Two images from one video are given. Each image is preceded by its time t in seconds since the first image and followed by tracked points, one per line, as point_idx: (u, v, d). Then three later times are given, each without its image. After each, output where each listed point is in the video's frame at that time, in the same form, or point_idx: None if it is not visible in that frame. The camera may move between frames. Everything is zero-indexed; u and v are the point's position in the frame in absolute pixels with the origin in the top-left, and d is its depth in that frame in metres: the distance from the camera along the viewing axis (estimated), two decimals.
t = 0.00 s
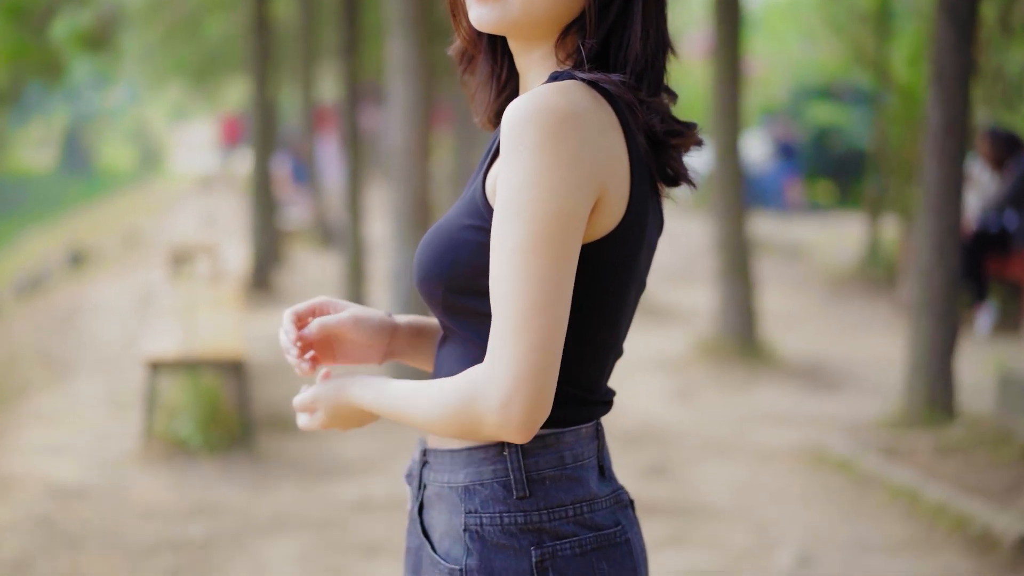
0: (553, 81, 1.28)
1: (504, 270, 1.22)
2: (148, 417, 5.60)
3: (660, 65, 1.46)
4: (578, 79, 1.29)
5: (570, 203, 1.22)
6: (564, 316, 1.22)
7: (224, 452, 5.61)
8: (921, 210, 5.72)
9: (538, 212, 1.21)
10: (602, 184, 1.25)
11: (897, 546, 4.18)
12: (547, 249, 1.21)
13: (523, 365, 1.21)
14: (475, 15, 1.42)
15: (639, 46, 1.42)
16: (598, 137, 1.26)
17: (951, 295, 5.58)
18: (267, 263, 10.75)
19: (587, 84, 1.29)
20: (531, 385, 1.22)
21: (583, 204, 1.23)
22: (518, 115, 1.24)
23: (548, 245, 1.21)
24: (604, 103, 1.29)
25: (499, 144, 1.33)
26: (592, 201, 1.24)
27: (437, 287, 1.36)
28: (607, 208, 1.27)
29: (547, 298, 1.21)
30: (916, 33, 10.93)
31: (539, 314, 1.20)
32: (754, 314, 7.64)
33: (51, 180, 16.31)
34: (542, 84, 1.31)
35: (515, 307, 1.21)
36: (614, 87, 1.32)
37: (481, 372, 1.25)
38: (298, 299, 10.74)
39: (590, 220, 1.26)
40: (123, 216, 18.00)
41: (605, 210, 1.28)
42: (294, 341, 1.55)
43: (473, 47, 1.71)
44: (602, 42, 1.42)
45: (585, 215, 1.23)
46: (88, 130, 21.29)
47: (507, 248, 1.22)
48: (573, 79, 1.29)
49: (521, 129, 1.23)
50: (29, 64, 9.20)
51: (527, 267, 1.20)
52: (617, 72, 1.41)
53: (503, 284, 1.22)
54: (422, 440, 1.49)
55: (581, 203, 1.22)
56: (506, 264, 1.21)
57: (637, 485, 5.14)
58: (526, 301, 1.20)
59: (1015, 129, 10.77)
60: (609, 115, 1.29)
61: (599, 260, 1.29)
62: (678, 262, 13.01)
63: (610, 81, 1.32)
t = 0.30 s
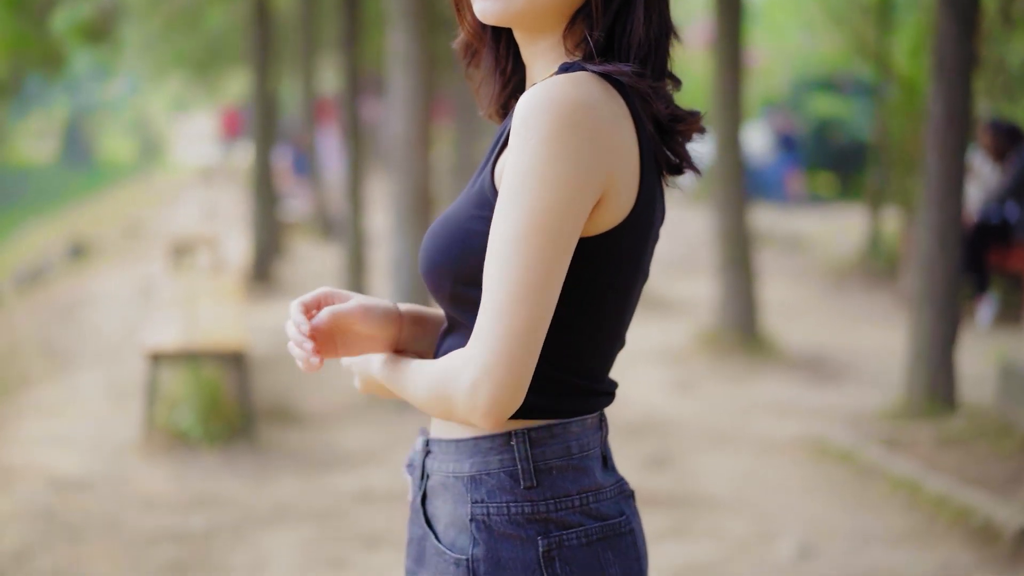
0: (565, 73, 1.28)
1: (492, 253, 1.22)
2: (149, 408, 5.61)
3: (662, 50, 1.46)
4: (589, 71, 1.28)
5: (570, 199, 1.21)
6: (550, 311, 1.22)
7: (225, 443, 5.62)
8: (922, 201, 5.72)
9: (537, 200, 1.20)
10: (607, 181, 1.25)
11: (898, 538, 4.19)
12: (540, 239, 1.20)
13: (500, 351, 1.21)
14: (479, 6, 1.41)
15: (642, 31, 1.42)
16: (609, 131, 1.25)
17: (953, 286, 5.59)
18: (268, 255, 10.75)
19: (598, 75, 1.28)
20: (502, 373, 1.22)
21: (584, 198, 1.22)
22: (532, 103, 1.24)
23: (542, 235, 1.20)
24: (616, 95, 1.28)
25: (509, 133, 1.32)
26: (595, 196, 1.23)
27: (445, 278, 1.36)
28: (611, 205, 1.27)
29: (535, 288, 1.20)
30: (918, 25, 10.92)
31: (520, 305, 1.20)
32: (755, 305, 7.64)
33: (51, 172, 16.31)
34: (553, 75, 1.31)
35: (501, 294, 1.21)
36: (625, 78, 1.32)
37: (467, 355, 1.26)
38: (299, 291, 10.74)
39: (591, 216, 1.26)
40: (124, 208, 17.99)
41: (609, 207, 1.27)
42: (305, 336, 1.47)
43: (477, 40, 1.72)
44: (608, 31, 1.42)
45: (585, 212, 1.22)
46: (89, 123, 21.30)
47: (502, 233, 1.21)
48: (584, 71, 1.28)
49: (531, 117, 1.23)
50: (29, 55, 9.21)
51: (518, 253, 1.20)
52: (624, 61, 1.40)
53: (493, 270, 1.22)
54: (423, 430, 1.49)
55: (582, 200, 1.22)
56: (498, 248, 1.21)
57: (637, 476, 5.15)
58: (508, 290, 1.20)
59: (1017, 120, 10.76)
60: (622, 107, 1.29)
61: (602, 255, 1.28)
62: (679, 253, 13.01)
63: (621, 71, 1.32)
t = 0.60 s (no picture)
0: (575, 59, 1.27)
1: (477, 224, 1.22)
2: (149, 399, 5.61)
3: (665, 33, 1.46)
4: (600, 57, 1.28)
5: (561, 184, 1.20)
6: (520, 294, 1.21)
7: (226, 433, 5.63)
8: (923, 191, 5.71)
9: (527, 180, 1.20)
10: (605, 170, 1.23)
11: (899, 527, 4.20)
12: (521, 217, 1.20)
13: (463, 326, 1.21)
14: None
15: (645, 15, 1.42)
16: (617, 119, 1.25)
17: (954, 276, 5.59)
18: (268, 245, 10.75)
19: (608, 61, 1.28)
20: (463, 348, 1.22)
21: (575, 186, 1.21)
22: (542, 85, 1.23)
23: (523, 212, 1.20)
24: (625, 82, 1.28)
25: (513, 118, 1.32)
26: (589, 186, 1.22)
27: (449, 266, 1.35)
28: (609, 195, 1.25)
29: (506, 268, 1.20)
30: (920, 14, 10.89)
31: (489, 283, 1.20)
32: (756, 295, 7.64)
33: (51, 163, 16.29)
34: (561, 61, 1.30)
35: (475, 265, 1.21)
36: (635, 63, 1.32)
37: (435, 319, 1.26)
38: (300, 281, 10.74)
39: (586, 205, 1.25)
40: (123, 199, 17.98)
41: (608, 197, 1.26)
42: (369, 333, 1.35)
43: (478, 30, 1.71)
44: (613, 16, 1.41)
45: (576, 201, 1.22)
46: (88, 113, 21.28)
47: (490, 207, 1.21)
48: (594, 56, 1.28)
49: (536, 97, 1.23)
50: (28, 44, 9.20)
51: (498, 227, 1.20)
52: (630, 46, 1.40)
53: (474, 240, 1.22)
54: (423, 417, 1.47)
55: (572, 189, 1.21)
56: (482, 218, 1.21)
57: (638, 465, 5.16)
58: (480, 267, 1.20)
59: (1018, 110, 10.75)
60: (631, 93, 1.28)
61: (600, 247, 1.27)
62: (679, 243, 13.01)
63: (630, 56, 1.31)
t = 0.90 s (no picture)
0: (576, 49, 1.27)
1: (475, 208, 1.23)
2: (149, 392, 5.62)
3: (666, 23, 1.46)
4: (601, 48, 1.28)
5: (555, 177, 1.20)
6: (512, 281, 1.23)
7: (226, 425, 5.64)
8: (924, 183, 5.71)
9: (526, 168, 1.21)
10: (603, 161, 1.23)
11: (899, 520, 4.21)
12: (516, 203, 1.21)
13: (456, 311, 1.24)
14: None
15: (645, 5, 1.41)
16: (617, 109, 1.25)
17: (955, 269, 5.59)
18: (269, 238, 10.75)
19: (609, 52, 1.28)
20: (456, 333, 1.25)
21: (574, 177, 1.21)
22: (545, 75, 1.23)
23: (518, 199, 1.21)
24: (626, 72, 1.28)
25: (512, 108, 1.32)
26: (589, 176, 1.22)
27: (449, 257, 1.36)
28: (609, 188, 1.25)
29: (499, 252, 1.21)
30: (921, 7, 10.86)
31: (481, 273, 1.22)
32: (757, 287, 7.64)
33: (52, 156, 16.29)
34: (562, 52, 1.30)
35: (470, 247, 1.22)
36: (637, 53, 1.31)
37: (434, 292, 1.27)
38: (301, 274, 10.74)
39: (586, 195, 1.25)
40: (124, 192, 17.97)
41: (608, 188, 1.25)
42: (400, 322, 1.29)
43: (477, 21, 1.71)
44: (614, 6, 1.41)
45: (571, 193, 1.21)
46: (89, 106, 21.26)
47: (488, 193, 1.22)
48: (595, 47, 1.28)
49: (538, 87, 1.22)
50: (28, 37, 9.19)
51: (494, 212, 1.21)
52: (631, 35, 1.40)
53: (471, 223, 1.23)
54: (423, 408, 1.47)
55: (567, 181, 1.21)
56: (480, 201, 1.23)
57: (638, 457, 5.17)
58: (472, 257, 1.22)
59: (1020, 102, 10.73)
60: (632, 83, 1.28)
61: (601, 238, 1.27)
62: (680, 236, 13.01)
63: (632, 46, 1.31)
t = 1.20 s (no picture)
0: (576, 41, 1.26)
1: (474, 204, 1.23)
2: (150, 382, 5.63)
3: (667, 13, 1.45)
4: (602, 39, 1.27)
5: (556, 171, 1.20)
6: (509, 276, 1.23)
7: (227, 416, 5.65)
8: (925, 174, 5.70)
9: (523, 165, 1.21)
10: (605, 155, 1.23)
11: (900, 510, 4.21)
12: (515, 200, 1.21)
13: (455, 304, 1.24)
14: None
15: None
16: (618, 100, 1.24)
17: (955, 260, 5.59)
18: (269, 228, 10.75)
19: (610, 43, 1.27)
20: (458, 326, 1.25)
21: (573, 172, 1.21)
22: (545, 67, 1.23)
23: (517, 197, 1.21)
24: (626, 63, 1.28)
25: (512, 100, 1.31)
26: (588, 171, 1.22)
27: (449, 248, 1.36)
28: (610, 179, 1.25)
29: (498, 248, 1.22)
30: None
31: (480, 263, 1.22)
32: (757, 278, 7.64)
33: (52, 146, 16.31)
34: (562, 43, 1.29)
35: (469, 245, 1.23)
36: (638, 44, 1.31)
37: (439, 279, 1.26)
38: (301, 264, 10.75)
39: (587, 188, 1.24)
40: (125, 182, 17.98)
41: (608, 181, 1.25)
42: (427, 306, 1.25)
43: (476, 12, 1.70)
44: None
45: (571, 186, 1.21)
46: (89, 97, 21.25)
47: (486, 188, 1.23)
48: (596, 38, 1.27)
49: (537, 81, 1.22)
50: (29, 29, 9.17)
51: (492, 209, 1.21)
52: (632, 25, 1.39)
53: (470, 219, 1.23)
54: (421, 398, 1.47)
55: (567, 174, 1.20)
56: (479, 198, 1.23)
57: (638, 448, 5.17)
58: (472, 251, 1.22)
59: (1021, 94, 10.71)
60: (631, 73, 1.28)
61: (602, 231, 1.27)
62: (681, 227, 13.00)
63: (633, 38, 1.31)
